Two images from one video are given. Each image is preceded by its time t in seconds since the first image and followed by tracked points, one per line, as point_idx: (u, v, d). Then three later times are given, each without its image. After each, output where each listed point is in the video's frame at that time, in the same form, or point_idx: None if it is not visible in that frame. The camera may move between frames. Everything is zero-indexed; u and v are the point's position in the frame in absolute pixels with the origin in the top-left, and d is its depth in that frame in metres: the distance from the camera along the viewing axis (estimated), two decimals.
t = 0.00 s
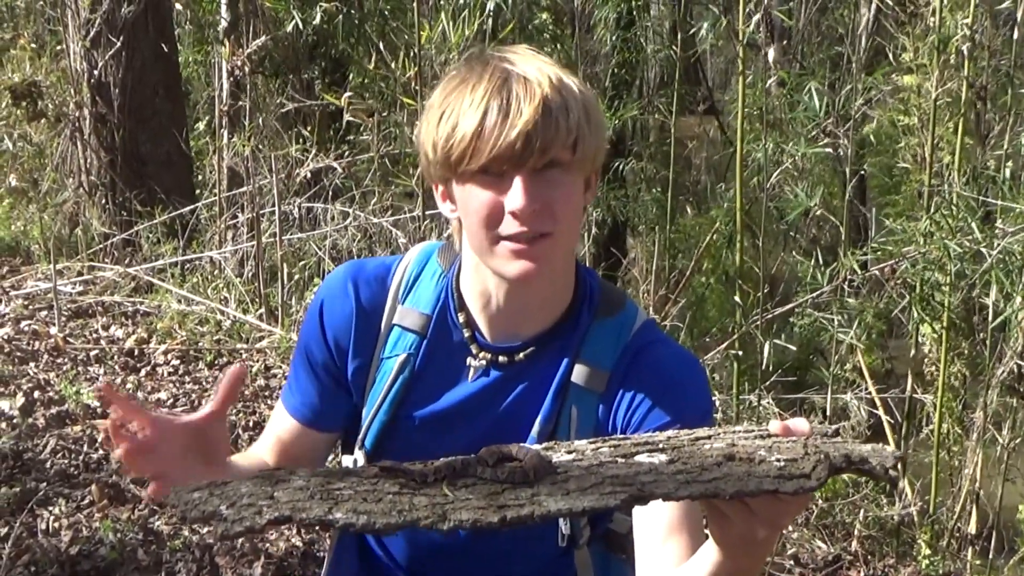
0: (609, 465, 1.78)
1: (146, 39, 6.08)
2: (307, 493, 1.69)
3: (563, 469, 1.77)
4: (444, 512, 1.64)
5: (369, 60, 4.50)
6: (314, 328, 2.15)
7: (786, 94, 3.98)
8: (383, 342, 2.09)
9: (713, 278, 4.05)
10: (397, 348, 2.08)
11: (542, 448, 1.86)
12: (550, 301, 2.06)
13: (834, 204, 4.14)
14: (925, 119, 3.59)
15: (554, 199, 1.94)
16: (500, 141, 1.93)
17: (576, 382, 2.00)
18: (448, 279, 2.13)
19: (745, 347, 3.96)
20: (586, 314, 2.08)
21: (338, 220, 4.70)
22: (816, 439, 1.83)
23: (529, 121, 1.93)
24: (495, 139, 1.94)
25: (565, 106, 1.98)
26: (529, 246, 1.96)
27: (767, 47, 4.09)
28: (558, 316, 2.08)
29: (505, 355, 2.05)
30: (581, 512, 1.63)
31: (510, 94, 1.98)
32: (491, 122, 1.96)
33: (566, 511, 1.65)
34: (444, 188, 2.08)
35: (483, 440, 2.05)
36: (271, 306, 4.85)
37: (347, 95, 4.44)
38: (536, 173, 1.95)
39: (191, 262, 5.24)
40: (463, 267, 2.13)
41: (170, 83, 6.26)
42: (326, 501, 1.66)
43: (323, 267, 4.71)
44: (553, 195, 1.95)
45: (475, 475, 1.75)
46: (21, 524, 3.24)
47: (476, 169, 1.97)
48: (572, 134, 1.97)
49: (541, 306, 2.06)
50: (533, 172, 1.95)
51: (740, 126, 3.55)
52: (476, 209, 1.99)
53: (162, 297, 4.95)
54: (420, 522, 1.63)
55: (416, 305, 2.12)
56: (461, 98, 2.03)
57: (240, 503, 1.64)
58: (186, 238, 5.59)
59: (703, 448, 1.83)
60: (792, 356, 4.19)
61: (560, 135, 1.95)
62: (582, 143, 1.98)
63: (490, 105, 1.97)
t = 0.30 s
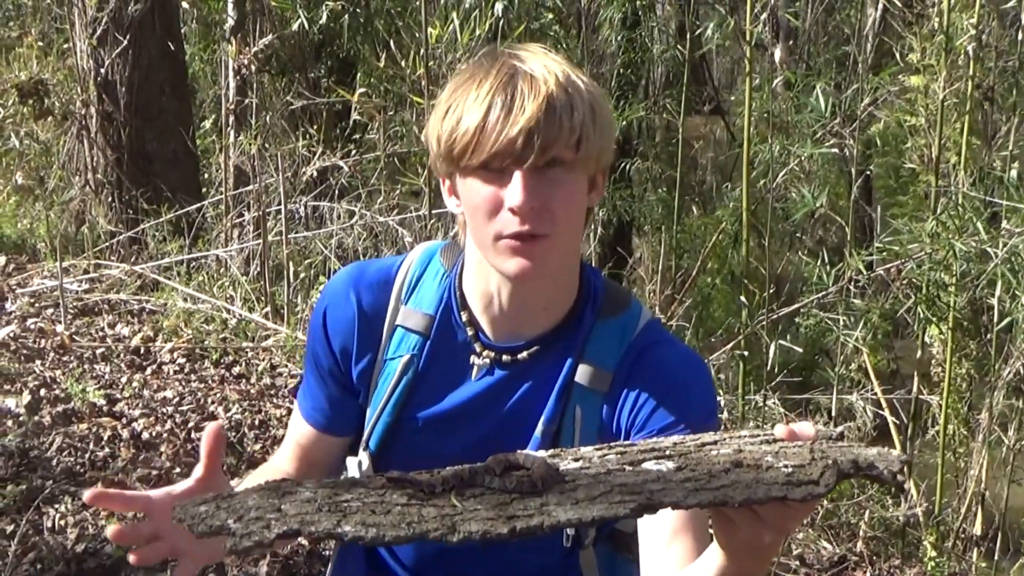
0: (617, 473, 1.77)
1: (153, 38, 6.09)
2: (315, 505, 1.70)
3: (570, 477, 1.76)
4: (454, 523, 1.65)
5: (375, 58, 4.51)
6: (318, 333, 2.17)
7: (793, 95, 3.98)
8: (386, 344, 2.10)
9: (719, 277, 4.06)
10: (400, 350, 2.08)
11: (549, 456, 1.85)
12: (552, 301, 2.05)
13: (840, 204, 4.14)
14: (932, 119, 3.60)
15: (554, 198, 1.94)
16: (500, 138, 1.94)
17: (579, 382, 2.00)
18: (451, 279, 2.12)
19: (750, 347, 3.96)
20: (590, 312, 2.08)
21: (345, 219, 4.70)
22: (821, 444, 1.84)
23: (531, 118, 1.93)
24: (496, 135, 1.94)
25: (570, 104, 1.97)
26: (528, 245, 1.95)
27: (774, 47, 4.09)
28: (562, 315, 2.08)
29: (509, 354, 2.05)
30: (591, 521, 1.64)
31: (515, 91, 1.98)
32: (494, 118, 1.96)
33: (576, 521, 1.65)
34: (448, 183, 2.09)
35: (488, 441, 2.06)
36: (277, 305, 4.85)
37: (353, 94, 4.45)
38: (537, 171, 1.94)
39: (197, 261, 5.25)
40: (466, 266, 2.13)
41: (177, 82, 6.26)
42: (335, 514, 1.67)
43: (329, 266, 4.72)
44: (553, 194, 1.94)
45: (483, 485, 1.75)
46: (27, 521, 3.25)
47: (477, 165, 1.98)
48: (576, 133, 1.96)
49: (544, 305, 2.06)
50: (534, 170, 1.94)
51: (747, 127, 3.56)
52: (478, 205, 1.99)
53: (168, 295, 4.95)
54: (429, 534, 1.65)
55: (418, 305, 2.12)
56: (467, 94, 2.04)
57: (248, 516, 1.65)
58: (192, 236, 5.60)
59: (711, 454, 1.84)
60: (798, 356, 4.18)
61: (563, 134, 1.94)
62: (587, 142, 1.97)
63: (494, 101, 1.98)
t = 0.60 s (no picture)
0: (613, 467, 1.91)
1: (170, 47, 6.25)
2: (322, 498, 1.84)
3: (569, 473, 1.90)
4: (456, 516, 1.79)
5: (384, 66, 4.67)
6: (326, 327, 2.24)
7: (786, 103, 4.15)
8: (393, 340, 2.18)
9: (714, 276, 4.23)
10: (406, 346, 2.17)
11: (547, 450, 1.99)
12: (552, 304, 2.16)
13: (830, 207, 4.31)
14: (918, 126, 3.76)
15: (553, 209, 2.04)
16: (503, 150, 2.03)
17: (579, 379, 2.10)
18: (455, 279, 2.22)
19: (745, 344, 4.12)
20: (590, 312, 2.17)
21: (354, 221, 4.86)
22: (809, 438, 1.99)
23: (532, 132, 2.03)
24: (498, 148, 2.04)
25: (569, 117, 2.06)
26: (529, 252, 2.06)
27: (768, 55, 4.26)
28: (561, 315, 2.17)
29: (510, 351, 2.14)
30: (587, 514, 1.77)
31: (516, 104, 2.07)
32: (496, 131, 2.06)
33: (574, 513, 1.79)
34: (452, 190, 2.19)
35: (490, 435, 2.15)
36: (289, 303, 5.00)
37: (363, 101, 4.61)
38: (537, 182, 2.04)
39: (212, 261, 5.42)
40: (470, 266, 2.22)
41: (193, 91, 6.43)
42: (340, 506, 1.82)
43: (339, 266, 4.89)
44: (553, 204, 2.04)
45: (484, 479, 1.89)
46: (49, 511, 3.41)
47: (481, 175, 2.07)
48: (575, 145, 2.06)
49: (545, 305, 2.15)
50: (534, 181, 2.04)
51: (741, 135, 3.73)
52: (481, 213, 2.09)
53: (185, 294, 5.13)
54: (433, 525, 1.78)
55: (424, 303, 2.21)
56: (471, 105, 2.13)
57: (258, 509, 1.79)
58: (207, 237, 5.78)
59: (703, 449, 1.98)
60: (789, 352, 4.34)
61: (563, 146, 2.04)
62: (585, 152, 2.07)
63: (497, 114, 2.07)
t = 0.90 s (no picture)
0: (616, 457, 1.93)
1: (188, 56, 6.57)
2: (336, 484, 1.85)
3: (573, 462, 1.91)
4: (465, 503, 1.80)
5: (394, 74, 4.87)
6: (339, 322, 2.25)
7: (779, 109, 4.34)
8: (405, 336, 2.19)
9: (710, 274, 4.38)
10: (417, 341, 2.18)
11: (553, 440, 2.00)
12: (558, 303, 2.16)
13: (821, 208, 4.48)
14: (906, 130, 3.94)
15: (559, 214, 2.06)
16: (510, 157, 2.05)
17: (583, 374, 2.11)
18: (466, 276, 2.23)
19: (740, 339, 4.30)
20: (594, 309, 2.17)
21: (365, 222, 5.04)
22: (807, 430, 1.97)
23: (539, 139, 2.05)
24: (506, 154, 2.06)
25: (575, 125, 2.09)
26: (536, 258, 2.09)
27: (761, 63, 4.44)
28: (568, 313, 2.17)
29: (518, 347, 2.15)
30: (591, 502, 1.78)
31: (524, 113, 2.09)
32: (504, 138, 2.08)
33: (577, 501, 1.80)
34: (462, 193, 2.20)
35: (498, 429, 2.15)
36: (303, 301, 5.20)
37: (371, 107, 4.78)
38: (544, 188, 2.06)
39: (229, 260, 5.64)
40: (480, 265, 2.23)
41: (210, 97, 6.74)
42: (354, 492, 1.82)
43: (350, 265, 5.07)
44: (559, 210, 2.06)
45: (492, 467, 1.91)
46: (73, 500, 3.60)
47: (489, 182, 2.09)
48: (581, 151, 2.07)
49: (553, 302, 2.15)
50: (541, 188, 2.06)
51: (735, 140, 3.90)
52: (489, 218, 2.11)
53: (203, 292, 5.35)
54: (442, 512, 1.80)
55: (435, 300, 2.22)
56: (480, 112, 2.15)
57: (275, 495, 1.78)
58: (224, 238, 6.01)
59: (703, 440, 2.00)
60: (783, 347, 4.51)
61: (568, 154, 2.06)
62: (591, 158, 2.09)
63: (505, 122, 2.09)
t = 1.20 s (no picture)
0: (612, 445, 1.87)
1: (204, 62, 6.80)
2: (344, 471, 1.80)
3: (572, 449, 1.85)
4: (466, 488, 1.74)
5: (402, 79, 5.09)
6: (352, 320, 2.35)
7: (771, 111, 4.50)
8: (414, 331, 2.29)
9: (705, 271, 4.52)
10: (426, 337, 2.28)
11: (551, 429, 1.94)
12: (558, 296, 2.25)
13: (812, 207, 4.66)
14: (894, 132, 4.12)
15: (556, 208, 2.18)
16: (512, 152, 2.17)
17: (583, 366, 2.19)
18: (471, 274, 2.33)
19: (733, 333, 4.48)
20: (594, 306, 2.26)
21: (374, 221, 5.23)
22: (795, 422, 1.95)
23: (540, 136, 2.17)
24: (508, 149, 2.18)
25: (576, 124, 2.20)
26: (534, 247, 2.19)
27: (755, 68, 4.62)
28: (569, 308, 2.27)
29: (522, 340, 2.24)
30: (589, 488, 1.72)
31: (528, 111, 2.21)
32: (508, 134, 2.19)
33: (576, 487, 1.74)
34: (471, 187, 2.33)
35: (503, 419, 2.24)
36: (314, 297, 5.39)
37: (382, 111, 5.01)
38: (544, 182, 2.18)
39: (244, 258, 5.87)
40: (485, 261, 2.33)
41: (226, 102, 6.95)
42: (359, 478, 1.76)
43: (359, 263, 5.26)
44: (557, 203, 2.18)
45: (491, 454, 1.84)
46: (94, 488, 3.63)
47: (493, 174, 2.22)
48: (580, 149, 2.19)
49: (553, 296, 2.25)
50: (540, 181, 2.18)
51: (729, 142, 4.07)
52: (493, 209, 2.23)
53: (219, 289, 5.57)
54: (443, 498, 1.74)
55: (442, 297, 2.32)
56: (489, 110, 2.28)
57: (285, 480, 1.77)
58: (239, 236, 6.25)
59: (697, 430, 1.93)
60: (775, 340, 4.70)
61: (568, 151, 2.18)
62: (590, 157, 2.20)
63: (510, 119, 2.21)
